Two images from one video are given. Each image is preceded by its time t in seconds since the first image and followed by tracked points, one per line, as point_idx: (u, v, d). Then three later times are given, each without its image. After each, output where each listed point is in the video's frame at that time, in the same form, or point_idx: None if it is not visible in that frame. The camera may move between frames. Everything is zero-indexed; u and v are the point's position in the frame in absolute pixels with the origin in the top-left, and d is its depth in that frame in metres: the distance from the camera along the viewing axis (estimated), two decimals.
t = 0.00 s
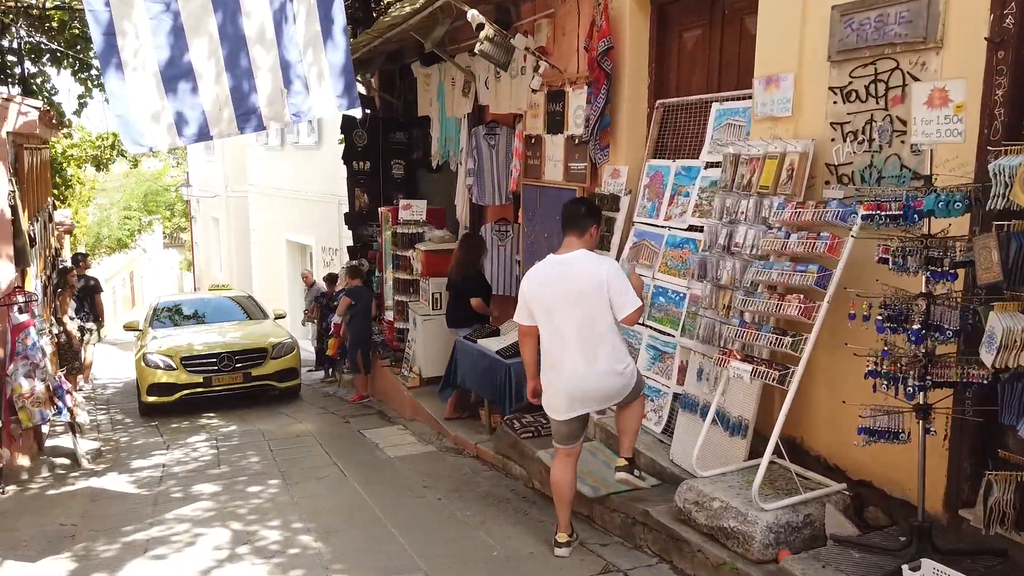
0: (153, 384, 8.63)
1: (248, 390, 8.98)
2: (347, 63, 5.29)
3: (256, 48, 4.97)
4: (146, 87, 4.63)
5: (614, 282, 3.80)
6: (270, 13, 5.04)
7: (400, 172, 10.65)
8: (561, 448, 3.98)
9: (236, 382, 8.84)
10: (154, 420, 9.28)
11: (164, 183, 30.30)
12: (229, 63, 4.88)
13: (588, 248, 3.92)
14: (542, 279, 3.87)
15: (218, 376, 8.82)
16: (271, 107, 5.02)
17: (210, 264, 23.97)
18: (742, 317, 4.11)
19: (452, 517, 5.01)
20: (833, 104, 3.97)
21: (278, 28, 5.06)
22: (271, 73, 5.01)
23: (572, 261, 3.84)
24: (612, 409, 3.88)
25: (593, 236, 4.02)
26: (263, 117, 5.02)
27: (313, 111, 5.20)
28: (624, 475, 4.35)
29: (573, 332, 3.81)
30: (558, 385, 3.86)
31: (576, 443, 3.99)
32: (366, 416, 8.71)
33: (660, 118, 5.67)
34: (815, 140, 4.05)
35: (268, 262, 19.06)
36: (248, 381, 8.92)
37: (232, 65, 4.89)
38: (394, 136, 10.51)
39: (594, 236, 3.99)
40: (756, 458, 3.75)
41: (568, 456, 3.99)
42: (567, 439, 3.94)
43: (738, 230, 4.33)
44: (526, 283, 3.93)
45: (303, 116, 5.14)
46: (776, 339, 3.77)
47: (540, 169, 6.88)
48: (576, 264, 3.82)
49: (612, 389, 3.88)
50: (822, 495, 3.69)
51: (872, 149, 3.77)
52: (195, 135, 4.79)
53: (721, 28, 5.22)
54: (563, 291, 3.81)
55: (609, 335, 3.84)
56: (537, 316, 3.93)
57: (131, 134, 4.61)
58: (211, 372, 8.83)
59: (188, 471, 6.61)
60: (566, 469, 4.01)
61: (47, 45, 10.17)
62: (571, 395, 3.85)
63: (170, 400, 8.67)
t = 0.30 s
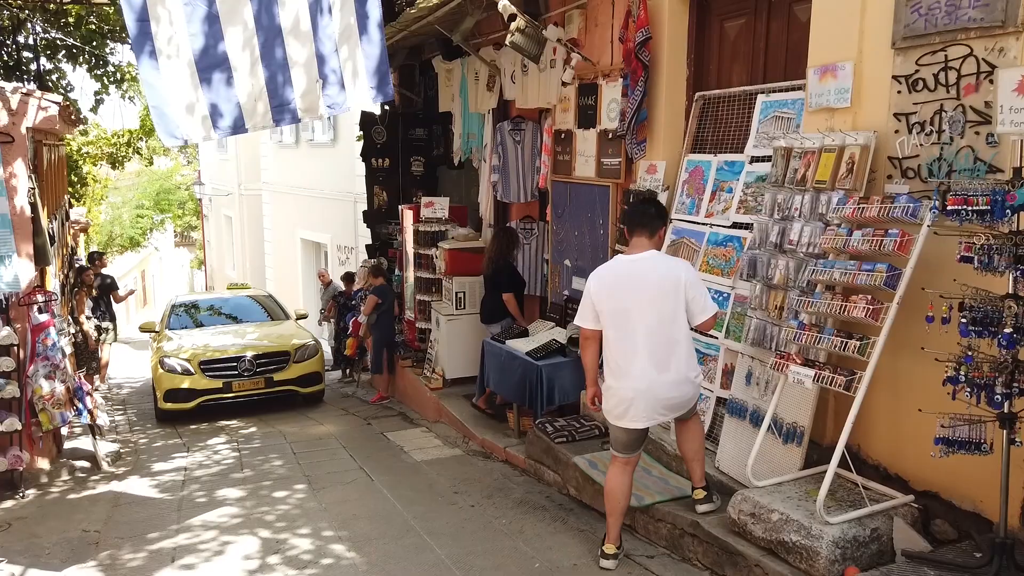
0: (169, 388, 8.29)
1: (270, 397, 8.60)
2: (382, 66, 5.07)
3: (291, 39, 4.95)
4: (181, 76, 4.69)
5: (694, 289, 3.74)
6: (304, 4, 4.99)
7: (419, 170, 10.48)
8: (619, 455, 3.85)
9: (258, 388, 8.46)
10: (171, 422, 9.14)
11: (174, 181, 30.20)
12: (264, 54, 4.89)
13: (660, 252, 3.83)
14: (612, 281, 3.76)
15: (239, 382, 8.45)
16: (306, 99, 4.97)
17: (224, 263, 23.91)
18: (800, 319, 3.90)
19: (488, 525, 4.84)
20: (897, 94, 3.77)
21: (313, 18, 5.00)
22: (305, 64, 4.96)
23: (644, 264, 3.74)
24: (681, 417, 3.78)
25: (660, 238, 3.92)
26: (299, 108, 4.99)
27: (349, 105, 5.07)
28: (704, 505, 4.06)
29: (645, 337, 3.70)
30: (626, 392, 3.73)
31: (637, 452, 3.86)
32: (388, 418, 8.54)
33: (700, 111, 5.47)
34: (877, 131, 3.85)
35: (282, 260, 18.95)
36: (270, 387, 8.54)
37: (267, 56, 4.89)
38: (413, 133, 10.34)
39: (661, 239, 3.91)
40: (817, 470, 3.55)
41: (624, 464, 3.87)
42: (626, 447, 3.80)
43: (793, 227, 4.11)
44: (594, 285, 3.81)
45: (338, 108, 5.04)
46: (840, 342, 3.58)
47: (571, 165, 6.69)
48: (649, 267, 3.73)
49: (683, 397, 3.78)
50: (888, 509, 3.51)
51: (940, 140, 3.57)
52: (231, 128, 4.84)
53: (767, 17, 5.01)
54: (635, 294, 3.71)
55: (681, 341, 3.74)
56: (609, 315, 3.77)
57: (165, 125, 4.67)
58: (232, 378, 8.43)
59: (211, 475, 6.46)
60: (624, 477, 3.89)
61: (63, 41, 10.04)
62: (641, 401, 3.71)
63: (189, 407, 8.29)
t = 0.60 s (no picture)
0: (190, 396, 8.01)
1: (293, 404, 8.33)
2: (419, 65, 5.04)
3: (331, 38, 4.91)
4: (221, 74, 4.62)
5: (791, 286, 3.71)
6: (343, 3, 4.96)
7: (440, 170, 10.39)
8: (683, 446, 3.81)
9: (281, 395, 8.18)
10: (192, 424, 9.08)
11: (186, 181, 30.19)
12: (303, 52, 4.85)
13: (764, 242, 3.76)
14: (711, 262, 3.66)
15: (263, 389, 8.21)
16: (345, 97, 4.94)
17: (238, 263, 23.92)
18: (856, 324, 3.76)
19: (524, 533, 4.73)
20: (957, 91, 3.66)
21: (352, 16, 4.97)
22: (345, 62, 4.93)
23: (745, 250, 3.65)
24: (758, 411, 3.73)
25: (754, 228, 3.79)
26: (338, 106, 4.95)
27: (388, 104, 5.05)
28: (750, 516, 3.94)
29: (742, 324, 3.62)
30: (707, 377, 3.64)
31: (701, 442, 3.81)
32: (410, 420, 8.46)
33: (739, 109, 5.35)
34: (934, 130, 3.73)
35: (297, 261, 18.92)
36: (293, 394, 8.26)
37: (306, 54, 4.85)
38: (434, 132, 10.25)
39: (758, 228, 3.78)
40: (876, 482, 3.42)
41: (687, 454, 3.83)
42: (692, 438, 3.75)
43: (846, 228, 3.96)
44: (691, 262, 3.71)
45: (377, 106, 5.01)
46: (901, 349, 3.44)
47: (601, 164, 6.57)
48: (750, 255, 3.64)
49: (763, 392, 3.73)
50: (950, 522, 3.38)
51: (1003, 139, 3.45)
52: (271, 128, 4.79)
53: (810, 13, 4.88)
54: (738, 277, 3.62)
55: (771, 334, 3.68)
56: (708, 295, 3.65)
57: (207, 125, 4.58)
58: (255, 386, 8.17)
59: (236, 479, 6.39)
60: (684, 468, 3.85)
61: (82, 41, 9.99)
62: (727, 388, 3.63)
63: (210, 416, 8.03)
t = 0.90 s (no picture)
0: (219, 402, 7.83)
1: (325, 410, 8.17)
2: (471, 56, 5.04)
3: (384, 27, 4.87)
4: (276, 65, 4.67)
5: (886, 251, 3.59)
6: None
7: (463, 168, 10.29)
8: (771, 413, 3.66)
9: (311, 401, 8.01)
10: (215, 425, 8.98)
11: (199, 181, 30.22)
12: (356, 41, 4.84)
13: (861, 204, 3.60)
14: (818, 221, 3.45)
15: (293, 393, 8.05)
16: (397, 87, 4.90)
17: (252, 263, 23.93)
18: (928, 322, 3.62)
19: (572, 538, 4.60)
20: None
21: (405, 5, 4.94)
22: (398, 52, 4.88)
23: (850, 211, 3.48)
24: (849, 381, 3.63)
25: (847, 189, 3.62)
26: (391, 97, 4.91)
27: (440, 95, 5.04)
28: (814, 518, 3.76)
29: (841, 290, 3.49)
30: (809, 344, 3.50)
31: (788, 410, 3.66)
32: (437, 422, 8.33)
33: (787, 102, 5.21)
34: (1009, 122, 3.59)
35: (313, 260, 18.88)
36: (324, 400, 8.09)
37: (359, 44, 4.84)
38: (457, 130, 10.15)
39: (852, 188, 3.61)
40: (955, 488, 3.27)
41: (780, 421, 3.67)
42: (778, 407, 3.63)
43: (913, 223, 3.84)
44: (793, 220, 3.49)
45: (429, 96, 4.98)
46: (982, 349, 3.31)
47: (638, 161, 6.44)
48: (854, 217, 3.48)
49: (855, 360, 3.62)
50: None
51: None
52: (325, 119, 4.83)
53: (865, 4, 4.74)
54: (842, 241, 3.45)
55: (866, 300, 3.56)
56: (811, 257, 3.47)
57: (262, 114, 4.65)
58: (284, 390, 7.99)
59: (267, 481, 6.28)
60: (778, 434, 3.68)
61: (103, 38, 9.94)
62: (824, 356, 3.51)
63: (236, 423, 7.86)
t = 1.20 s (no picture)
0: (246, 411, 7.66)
1: (359, 418, 8.00)
2: (522, 48, 4.76)
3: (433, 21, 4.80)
4: (327, 61, 4.80)
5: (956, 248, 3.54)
6: None
7: (486, 167, 10.14)
8: (862, 431, 3.47)
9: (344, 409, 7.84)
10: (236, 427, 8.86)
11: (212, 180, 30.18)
12: (406, 36, 4.82)
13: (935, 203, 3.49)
14: (909, 225, 3.29)
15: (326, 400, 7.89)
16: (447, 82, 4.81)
17: (266, 262, 23.87)
18: (1003, 328, 3.44)
19: (616, 550, 4.45)
20: None
21: None
22: (448, 47, 4.79)
23: (935, 213, 3.36)
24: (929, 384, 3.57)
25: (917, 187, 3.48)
26: (441, 92, 4.83)
27: (492, 91, 4.82)
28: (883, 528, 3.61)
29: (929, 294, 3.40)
30: (906, 354, 3.37)
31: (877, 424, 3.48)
32: (462, 425, 8.18)
33: (837, 98, 5.03)
34: None
35: (329, 260, 18.78)
36: (357, 408, 7.92)
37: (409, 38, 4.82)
38: (481, 129, 10.01)
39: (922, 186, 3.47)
40: None
41: (868, 437, 3.48)
42: (871, 421, 3.44)
43: (983, 224, 3.66)
44: (882, 225, 3.29)
45: (480, 92, 4.80)
46: None
47: (675, 159, 6.27)
48: (937, 218, 3.36)
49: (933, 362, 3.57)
50: None
51: None
52: (376, 114, 4.85)
53: None
54: (930, 244, 3.34)
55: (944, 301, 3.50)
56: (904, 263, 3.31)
57: (312, 109, 4.78)
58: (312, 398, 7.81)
59: (295, 486, 6.15)
60: (868, 451, 3.47)
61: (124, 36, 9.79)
62: (916, 364, 3.41)
63: (263, 433, 7.68)
